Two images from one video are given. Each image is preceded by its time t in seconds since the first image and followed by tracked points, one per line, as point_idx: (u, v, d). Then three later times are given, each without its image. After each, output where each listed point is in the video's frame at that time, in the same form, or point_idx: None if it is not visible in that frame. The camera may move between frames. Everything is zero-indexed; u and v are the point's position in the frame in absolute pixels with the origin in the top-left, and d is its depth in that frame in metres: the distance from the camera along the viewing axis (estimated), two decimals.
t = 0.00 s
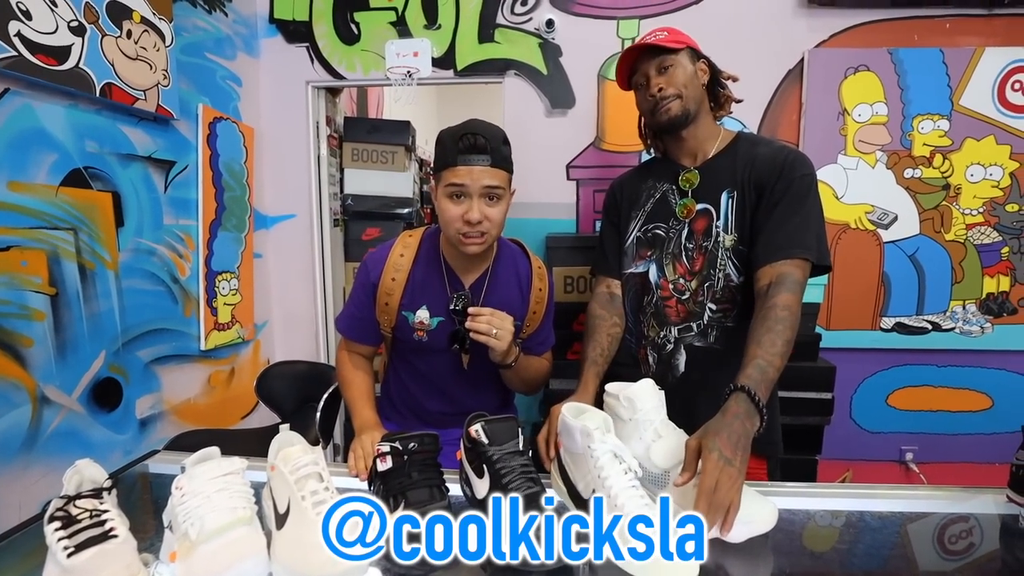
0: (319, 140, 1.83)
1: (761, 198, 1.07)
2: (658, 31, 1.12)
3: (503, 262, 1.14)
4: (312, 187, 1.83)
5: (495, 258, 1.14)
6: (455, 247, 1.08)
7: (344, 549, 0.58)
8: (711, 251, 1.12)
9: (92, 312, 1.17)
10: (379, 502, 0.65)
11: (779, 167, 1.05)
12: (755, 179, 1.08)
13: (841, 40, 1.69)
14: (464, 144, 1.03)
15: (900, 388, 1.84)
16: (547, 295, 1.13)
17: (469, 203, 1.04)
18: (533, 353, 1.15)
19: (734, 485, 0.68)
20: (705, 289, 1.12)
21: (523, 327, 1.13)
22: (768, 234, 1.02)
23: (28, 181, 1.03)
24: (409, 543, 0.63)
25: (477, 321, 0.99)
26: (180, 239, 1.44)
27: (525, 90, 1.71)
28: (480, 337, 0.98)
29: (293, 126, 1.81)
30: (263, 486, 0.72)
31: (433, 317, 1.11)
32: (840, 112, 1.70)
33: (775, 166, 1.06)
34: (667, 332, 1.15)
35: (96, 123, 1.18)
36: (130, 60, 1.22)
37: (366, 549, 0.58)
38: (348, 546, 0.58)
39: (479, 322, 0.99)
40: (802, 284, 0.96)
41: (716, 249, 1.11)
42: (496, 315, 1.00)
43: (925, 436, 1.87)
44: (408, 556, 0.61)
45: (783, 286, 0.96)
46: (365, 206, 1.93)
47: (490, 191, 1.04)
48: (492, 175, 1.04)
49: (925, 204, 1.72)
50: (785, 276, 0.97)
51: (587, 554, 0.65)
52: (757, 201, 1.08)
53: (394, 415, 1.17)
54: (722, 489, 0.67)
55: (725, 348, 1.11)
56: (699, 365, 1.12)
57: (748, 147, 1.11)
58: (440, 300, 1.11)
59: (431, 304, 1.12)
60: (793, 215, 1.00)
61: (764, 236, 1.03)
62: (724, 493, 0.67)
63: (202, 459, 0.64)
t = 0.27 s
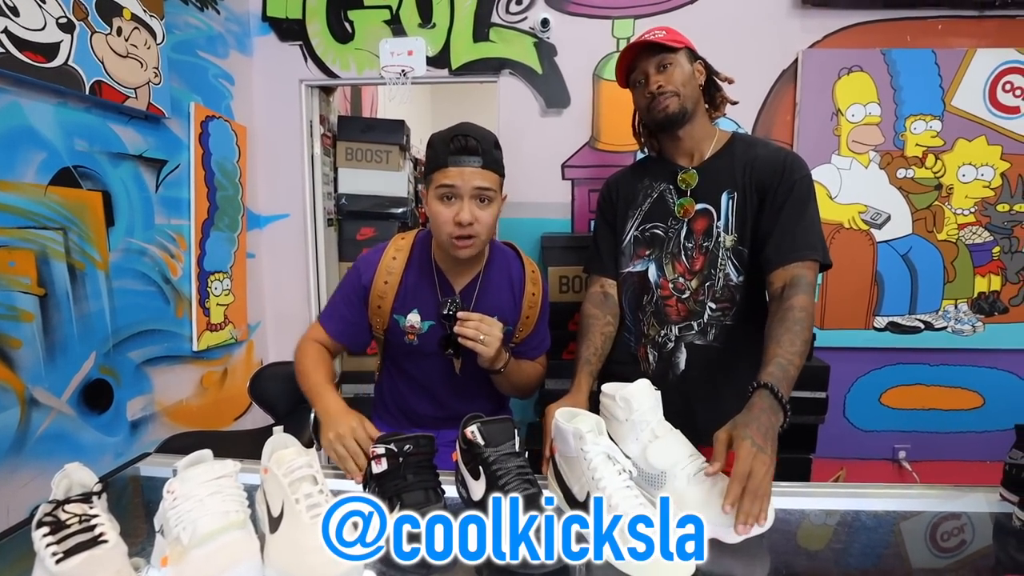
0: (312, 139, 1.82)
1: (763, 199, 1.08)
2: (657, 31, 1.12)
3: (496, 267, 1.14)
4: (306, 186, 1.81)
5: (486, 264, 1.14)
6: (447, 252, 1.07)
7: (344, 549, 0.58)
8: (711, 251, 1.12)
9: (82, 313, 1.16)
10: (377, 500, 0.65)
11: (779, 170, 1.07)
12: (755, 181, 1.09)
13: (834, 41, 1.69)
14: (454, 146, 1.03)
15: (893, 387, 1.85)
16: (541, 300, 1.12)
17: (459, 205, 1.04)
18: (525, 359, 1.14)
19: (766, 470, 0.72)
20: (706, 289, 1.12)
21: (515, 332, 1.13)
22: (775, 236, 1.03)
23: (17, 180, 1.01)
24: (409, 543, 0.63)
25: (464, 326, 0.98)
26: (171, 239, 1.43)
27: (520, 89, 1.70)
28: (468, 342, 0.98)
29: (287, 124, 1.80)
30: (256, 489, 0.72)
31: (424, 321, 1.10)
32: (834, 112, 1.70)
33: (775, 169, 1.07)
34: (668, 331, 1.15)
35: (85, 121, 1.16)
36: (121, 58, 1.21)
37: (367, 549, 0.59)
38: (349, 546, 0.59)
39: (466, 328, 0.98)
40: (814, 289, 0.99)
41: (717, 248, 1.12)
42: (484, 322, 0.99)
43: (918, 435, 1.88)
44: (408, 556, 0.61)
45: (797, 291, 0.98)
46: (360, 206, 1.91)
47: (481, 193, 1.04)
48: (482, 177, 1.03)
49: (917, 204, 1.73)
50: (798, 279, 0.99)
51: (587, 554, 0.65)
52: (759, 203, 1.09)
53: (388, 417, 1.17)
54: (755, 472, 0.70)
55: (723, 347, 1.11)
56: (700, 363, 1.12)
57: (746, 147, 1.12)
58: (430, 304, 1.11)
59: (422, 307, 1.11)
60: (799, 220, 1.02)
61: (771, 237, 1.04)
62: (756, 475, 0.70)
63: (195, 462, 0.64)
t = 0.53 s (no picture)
0: (304, 139, 1.80)
1: (760, 199, 1.11)
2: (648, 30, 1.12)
3: (485, 250, 1.13)
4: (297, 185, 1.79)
5: (473, 246, 1.13)
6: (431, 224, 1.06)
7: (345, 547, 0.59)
8: (707, 249, 1.13)
9: (68, 316, 1.14)
10: (376, 501, 0.65)
11: (775, 171, 1.10)
12: (752, 181, 1.11)
13: (825, 42, 1.70)
14: (442, 120, 1.05)
15: (884, 385, 1.86)
16: (532, 284, 1.12)
17: (444, 173, 1.03)
18: (529, 345, 1.14)
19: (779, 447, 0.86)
20: (703, 286, 1.13)
21: (511, 316, 1.11)
22: (783, 239, 1.08)
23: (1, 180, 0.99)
24: (410, 543, 0.62)
25: (465, 312, 0.97)
26: (161, 240, 1.41)
27: (514, 89, 1.70)
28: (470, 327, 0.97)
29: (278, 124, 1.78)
30: (248, 494, 0.70)
31: (411, 287, 1.09)
32: (825, 113, 1.71)
33: (771, 170, 1.10)
34: (667, 328, 1.14)
35: (71, 120, 1.14)
36: (108, 56, 1.19)
37: (366, 548, 0.59)
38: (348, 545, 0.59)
39: (467, 312, 0.97)
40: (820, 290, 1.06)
41: (713, 246, 1.12)
42: (484, 305, 0.98)
43: (909, 432, 1.90)
44: (408, 556, 0.60)
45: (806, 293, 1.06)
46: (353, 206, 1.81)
47: (465, 164, 1.04)
48: (467, 149, 1.04)
49: (908, 203, 1.75)
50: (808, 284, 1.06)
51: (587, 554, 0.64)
52: (758, 203, 1.11)
53: (374, 412, 1.14)
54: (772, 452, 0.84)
55: (721, 342, 1.11)
56: (699, 359, 1.12)
57: (737, 145, 1.14)
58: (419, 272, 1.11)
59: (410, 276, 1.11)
60: (801, 222, 1.07)
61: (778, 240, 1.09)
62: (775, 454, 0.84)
63: (186, 468, 0.62)
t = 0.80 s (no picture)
0: (300, 141, 1.79)
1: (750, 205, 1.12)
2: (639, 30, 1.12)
3: (491, 260, 1.12)
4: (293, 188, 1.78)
5: (480, 255, 1.13)
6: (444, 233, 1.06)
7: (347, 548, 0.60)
8: (698, 255, 1.13)
9: (62, 321, 1.12)
10: (376, 502, 0.66)
11: (764, 177, 1.11)
12: (742, 187, 1.12)
13: (820, 43, 1.71)
14: (462, 132, 1.04)
15: (880, 385, 1.87)
16: (535, 295, 1.11)
17: (460, 185, 1.03)
18: (524, 357, 1.13)
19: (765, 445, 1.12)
20: (694, 291, 1.13)
21: (511, 327, 1.11)
22: (774, 246, 1.12)
23: None
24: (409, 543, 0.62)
25: (460, 315, 0.96)
26: (155, 244, 1.40)
27: (510, 91, 1.70)
28: (465, 330, 0.96)
29: (273, 126, 1.77)
30: (248, 501, 0.70)
31: (416, 294, 1.09)
32: (821, 114, 1.72)
33: (760, 176, 1.11)
34: (661, 331, 1.14)
35: (65, 123, 1.13)
36: (101, 58, 1.17)
37: (367, 548, 0.60)
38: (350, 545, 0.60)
39: (462, 315, 0.97)
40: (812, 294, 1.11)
41: (703, 252, 1.12)
42: (480, 307, 0.98)
43: (905, 432, 1.91)
44: (408, 556, 0.61)
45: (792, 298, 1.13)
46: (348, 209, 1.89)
47: (482, 177, 1.04)
48: (485, 162, 1.04)
49: (903, 204, 1.76)
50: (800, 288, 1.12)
51: (585, 555, 0.65)
52: (748, 208, 1.12)
53: (371, 419, 1.13)
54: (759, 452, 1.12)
55: (714, 345, 1.12)
56: (693, 361, 1.12)
57: (726, 150, 1.14)
58: (425, 280, 1.11)
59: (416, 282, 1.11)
60: (790, 228, 1.11)
61: (771, 247, 1.12)
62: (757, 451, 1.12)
63: (184, 474, 0.61)
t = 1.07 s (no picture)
0: (297, 140, 1.78)
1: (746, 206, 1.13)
2: (638, 32, 1.11)
3: (494, 266, 1.12)
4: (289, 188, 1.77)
5: (484, 259, 1.13)
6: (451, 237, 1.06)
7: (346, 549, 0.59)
8: (701, 257, 1.13)
9: (55, 321, 1.11)
10: (377, 502, 0.65)
11: (759, 178, 1.12)
12: (738, 189, 1.13)
13: (818, 44, 1.72)
14: (468, 135, 1.04)
15: (876, 384, 1.88)
16: (537, 303, 1.10)
17: (468, 190, 1.03)
18: (522, 365, 1.11)
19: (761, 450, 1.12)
20: (699, 292, 1.13)
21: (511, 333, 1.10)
22: (770, 245, 1.13)
23: None
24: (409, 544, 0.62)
25: (462, 316, 0.96)
26: (150, 243, 1.38)
27: (508, 90, 1.69)
28: (466, 331, 0.96)
29: (269, 125, 1.76)
30: (247, 503, 0.69)
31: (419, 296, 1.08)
32: (818, 115, 1.72)
33: (755, 177, 1.12)
34: (667, 332, 1.14)
35: (58, 121, 1.11)
36: (95, 55, 1.16)
37: (367, 548, 0.60)
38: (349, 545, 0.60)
39: (464, 316, 0.96)
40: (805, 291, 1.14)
41: (706, 254, 1.13)
42: (482, 309, 0.97)
43: (901, 431, 1.92)
44: (408, 556, 0.60)
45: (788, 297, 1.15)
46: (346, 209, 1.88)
47: (489, 181, 1.03)
48: (492, 166, 1.03)
49: (899, 204, 1.76)
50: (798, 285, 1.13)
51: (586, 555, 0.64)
52: (745, 210, 1.13)
53: (371, 421, 1.11)
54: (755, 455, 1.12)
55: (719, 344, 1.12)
56: (696, 360, 1.12)
57: (719, 152, 1.15)
58: (427, 282, 1.10)
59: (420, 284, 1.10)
60: (784, 227, 1.12)
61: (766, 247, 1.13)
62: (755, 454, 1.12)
63: (183, 477, 0.61)
